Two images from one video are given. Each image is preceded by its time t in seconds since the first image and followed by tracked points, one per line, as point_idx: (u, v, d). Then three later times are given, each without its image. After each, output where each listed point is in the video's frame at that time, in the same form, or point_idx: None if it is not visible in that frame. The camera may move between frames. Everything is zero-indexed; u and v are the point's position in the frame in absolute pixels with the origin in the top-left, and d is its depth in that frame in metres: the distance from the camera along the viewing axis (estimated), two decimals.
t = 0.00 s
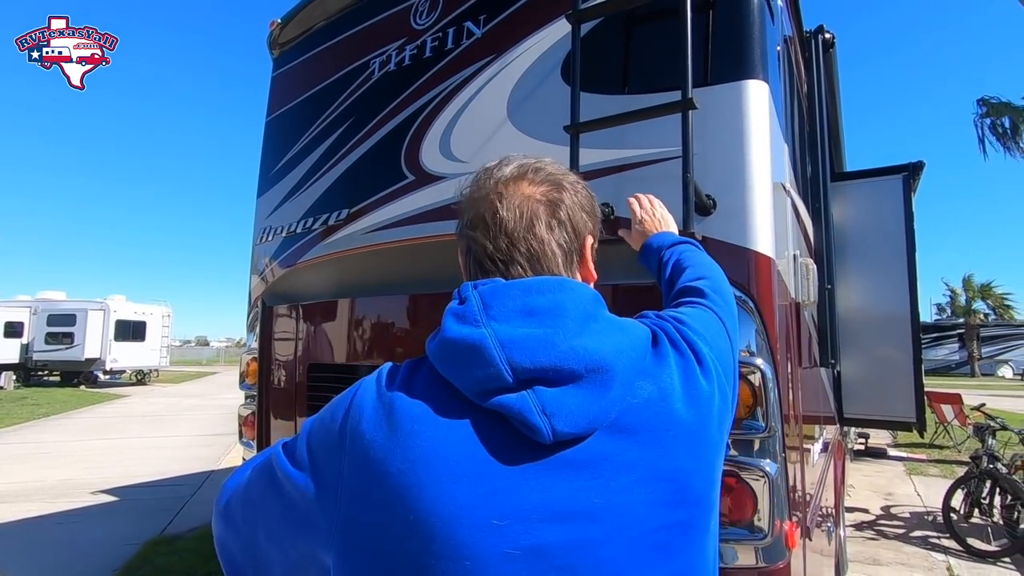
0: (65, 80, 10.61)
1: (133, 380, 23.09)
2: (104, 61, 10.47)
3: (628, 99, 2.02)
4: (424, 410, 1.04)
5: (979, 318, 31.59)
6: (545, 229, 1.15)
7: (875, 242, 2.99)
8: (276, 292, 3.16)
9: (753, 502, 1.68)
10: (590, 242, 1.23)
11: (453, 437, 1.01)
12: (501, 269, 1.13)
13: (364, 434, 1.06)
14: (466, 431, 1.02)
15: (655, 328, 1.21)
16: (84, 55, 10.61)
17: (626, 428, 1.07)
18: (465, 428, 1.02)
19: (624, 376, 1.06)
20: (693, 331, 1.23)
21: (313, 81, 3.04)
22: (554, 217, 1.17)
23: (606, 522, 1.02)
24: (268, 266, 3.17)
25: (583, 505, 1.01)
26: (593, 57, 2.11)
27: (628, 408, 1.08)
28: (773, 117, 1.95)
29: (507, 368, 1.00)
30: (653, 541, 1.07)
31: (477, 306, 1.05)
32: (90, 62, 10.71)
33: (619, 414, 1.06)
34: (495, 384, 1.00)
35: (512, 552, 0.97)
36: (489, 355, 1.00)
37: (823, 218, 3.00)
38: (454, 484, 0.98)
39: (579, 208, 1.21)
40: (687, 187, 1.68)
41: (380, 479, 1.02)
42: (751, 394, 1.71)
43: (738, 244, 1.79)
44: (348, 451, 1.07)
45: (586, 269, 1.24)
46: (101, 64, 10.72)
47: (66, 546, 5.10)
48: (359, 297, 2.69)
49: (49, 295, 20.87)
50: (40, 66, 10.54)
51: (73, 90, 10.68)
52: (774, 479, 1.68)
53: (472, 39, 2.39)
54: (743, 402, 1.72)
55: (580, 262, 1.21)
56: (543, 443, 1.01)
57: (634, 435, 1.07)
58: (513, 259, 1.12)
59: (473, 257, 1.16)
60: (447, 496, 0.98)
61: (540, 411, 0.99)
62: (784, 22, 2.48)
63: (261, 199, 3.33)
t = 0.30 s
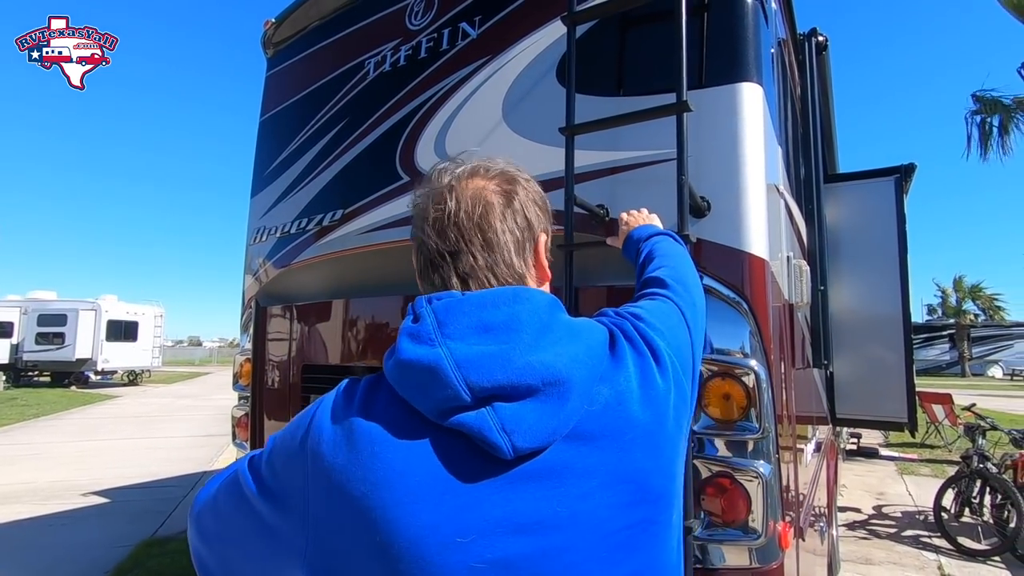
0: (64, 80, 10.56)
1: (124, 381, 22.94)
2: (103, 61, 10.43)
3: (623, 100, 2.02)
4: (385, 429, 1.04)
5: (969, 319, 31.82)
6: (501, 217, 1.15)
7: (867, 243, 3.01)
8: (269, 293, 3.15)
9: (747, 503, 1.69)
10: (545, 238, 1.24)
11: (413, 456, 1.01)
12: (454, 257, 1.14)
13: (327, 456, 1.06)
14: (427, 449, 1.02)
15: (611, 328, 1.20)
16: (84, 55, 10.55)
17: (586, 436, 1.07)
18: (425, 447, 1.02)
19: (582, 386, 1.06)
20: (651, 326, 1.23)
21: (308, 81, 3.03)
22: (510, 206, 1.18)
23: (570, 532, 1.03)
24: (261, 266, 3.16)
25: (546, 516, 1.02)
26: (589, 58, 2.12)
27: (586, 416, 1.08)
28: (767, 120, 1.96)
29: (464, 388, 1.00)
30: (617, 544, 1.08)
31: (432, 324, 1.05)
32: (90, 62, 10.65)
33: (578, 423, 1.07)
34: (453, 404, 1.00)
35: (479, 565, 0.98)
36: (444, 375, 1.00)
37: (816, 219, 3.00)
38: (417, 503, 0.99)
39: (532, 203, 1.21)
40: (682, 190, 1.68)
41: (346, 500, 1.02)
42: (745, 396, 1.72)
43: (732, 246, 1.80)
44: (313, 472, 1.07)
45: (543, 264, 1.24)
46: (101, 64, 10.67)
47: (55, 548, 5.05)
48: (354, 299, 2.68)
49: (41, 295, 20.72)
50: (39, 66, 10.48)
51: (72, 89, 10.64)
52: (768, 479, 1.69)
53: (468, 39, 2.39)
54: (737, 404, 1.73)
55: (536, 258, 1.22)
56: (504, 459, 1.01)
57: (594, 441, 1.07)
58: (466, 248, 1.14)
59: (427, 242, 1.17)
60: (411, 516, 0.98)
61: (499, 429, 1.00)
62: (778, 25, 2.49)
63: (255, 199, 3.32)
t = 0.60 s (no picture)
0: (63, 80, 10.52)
1: (118, 382, 22.84)
2: (102, 61, 10.38)
3: (618, 102, 2.03)
4: (351, 432, 1.04)
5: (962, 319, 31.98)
6: (505, 214, 1.26)
7: (861, 244, 3.02)
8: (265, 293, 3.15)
9: (742, 503, 1.69)
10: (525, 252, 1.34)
11: (378, 458, 1.01)
12: (456, 230, 1.20)
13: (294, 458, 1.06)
14: (392, 452, 1.02)
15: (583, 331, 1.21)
16: (84, 55, 10.49)
17: (550, 437, 1.07)
18: (391, 449, 1.02)
19: (547, 387, 1.06)
20: (628, 328, 1.25)
21: (304, 81, 3.03)
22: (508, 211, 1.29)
23: (536, 534, 1.03)
24: (257, 267, 3.15)
25: (509, 518, 1.01)
26: (584, 59, 2.12)
27: (551, 418, 1.08)
28: (762, 121, 1.97)
29: (426, 390, 1.00)
30: (585, 547, 1.07)
31: (396, 326, 1.05)
32: (90, 62, 10.59)
33: (543, 424, 1.07)
34: (415, 406, 1.00)
35: (442, 568, 0.98)
36: (407, 375, 1.00)
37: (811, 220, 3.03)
38: (381, 505, 0.99)
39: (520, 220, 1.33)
40: (676, 190, 1.69)
41: (313, 502, 1.02)
42: (740, 396, 1.73)
43: (727, 247, 1.80)
44: (283, 474, 1.07)
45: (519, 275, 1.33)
46: (101, 64, 10.63)
47: (48, 551, 5.02)
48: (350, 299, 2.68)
49: (35, 295, 20.60)
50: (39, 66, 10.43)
51: (71, 90, 10.60)
52: (762, 479, 1.70)
53: (464, 40, 2.39)
54: (732, 404, 1.74)
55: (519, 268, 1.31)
56: (466, 461, 1.02)
57: (560, 442, 1.07)
58: (472, 222, 1.20)
59: (429, 211, 1.21)
60: (375, 518, 0.98)
61: (461, 430, 1.00)
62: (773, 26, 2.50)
63: (250, 199, 3.31)
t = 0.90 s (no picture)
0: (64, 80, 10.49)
1: (113, 382, 22.76)
2: (103, 61, 10.36)
3: (614, 100, 2.03)
4: (363, 416, 1.05)
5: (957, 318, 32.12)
6: (507, 210, 1.26)
7: (857, 243, 3.03)
8: (260, 292, 3.14)
9: (738, 501, 1.70)
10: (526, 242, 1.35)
11: (390, 441, 1.02)
12: (462, 231, 1.20)
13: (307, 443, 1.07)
14: (404, 435, 1.03)
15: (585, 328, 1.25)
16: (84, 55, 10.45)
17: (558, 423, 1.08)
18: (404, 433, 1.03)
19: (555, 373, 1.08)
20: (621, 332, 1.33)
21: (300, 78, 3.02)
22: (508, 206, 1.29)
23: (545, 515, 1.02)
24: (251, 266, 3.14)
25: (518, 499, 1.01)
26: (580, 57, 2.12)
27: (559, 403, 1.09)
28: (758, 120, 1.97)
29: (442, 375, 1.02)
30: (592, 530, 1.06)
31: (412, 315, 1.07)
32: (90, 62, 10.55)
33: (551, 410, 1.08)
34: (431, 390, 1.02)
35: (451, 547, 0.97)
36: (424, 362, 1.02)
37: (807, 219, 3.04)
38: (394, 486, 0.99)
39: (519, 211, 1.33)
40: (673, 188, 1.69)
41: (326, 485, 1.03)
42: (735, 394, 1.73)
43: (723, 245, 1.80)
44: (296, 459, 1.08)
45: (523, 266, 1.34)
46: (102, 64, 10.58)
47: (41, 552, 4.99)
48: (347, 297, 2.68)
49: (29, 294, 20.50)
50: (40, 66, 10.39)
51: (71, 90, 10.57)
52: (758, 477, 1.70)
53: (460, 37, 2.39)
54: (727, 402, 1.74)
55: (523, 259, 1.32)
56: (479, 442, 1.02)
57: (567, 426, 1.08)
58: (478, 224, 1.20)
59: (434, 214, 1.21)
60: (388, 499, 0.99)
61: (475, 412, 1.00)
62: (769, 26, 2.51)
63: (245, 197, 3.30)
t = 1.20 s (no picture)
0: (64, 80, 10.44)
1: (110, 380, 22.71)
2: (102, 60, 10.33)
3: (613, 98, 2.02)
4: (409, 401, 1.10)
5: (953, 317, 32.19)
6: (531, 217, 1.32)
7: (854, 242, 3.03)
8: (256, 290, 3.13)
9: (735, 500, 1.69)
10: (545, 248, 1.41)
11: (438, 424, 1.07)
12: (496, 233, 1.25)
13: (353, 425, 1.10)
14: (451, 417, 1.08)
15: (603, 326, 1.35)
16: (84, 55, 10.41)
17: (589, 409, 1.17)
18: (450, 415, 1.08)
19: (591, 363, 1.18)
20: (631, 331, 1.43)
21: (298, 75, 3.00)
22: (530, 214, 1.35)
23: (580, 494, 1.10)
24: (248, 263, 3.13)
25: (557, 478, 1.09)
26: (578, 54, 2.11)
27: (593, 390, 1.19)
28: (756, 118, 1.97)
29: (494, 361, 1.08)
30: (618, 510, 1.16)
31: (459, 306, 1.13)
32: (90, 62, 10.50)
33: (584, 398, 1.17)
34: (481, 376, 1.08)
35: (497, 524, 1.04)
36: (479, 349, 1.08)
37: (805, 218, 3.02)
38: (442, 464, 1.05)
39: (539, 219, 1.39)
40: (671, 186, 1.68)
41: (370, 468, 1.07)
42: (732, 391, 1.72)
43: (721, 243, 1.80)
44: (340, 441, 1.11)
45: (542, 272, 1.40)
46: (101, 64, 10.54)
47: (37, 550, 4.97)
48: (343, 296, 2.67)
49: (25, 292, 20.43)
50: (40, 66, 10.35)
51: (71, 89, 10.53)
52: (755, 475, 1.70)
53: (459, 34, 2.38)
54: (725, 400, 1.73)
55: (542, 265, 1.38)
56: (525, 425, 1.09)
57: (599, 412, 1.18)
58: (509, 228, 1.26)
59: (468, 218, 1.26)
60: (436, 477, 1.04)
61: (524, 396, 1.08)
62: (768, 24, 2.50)
63: (242, 194, 3.29)
